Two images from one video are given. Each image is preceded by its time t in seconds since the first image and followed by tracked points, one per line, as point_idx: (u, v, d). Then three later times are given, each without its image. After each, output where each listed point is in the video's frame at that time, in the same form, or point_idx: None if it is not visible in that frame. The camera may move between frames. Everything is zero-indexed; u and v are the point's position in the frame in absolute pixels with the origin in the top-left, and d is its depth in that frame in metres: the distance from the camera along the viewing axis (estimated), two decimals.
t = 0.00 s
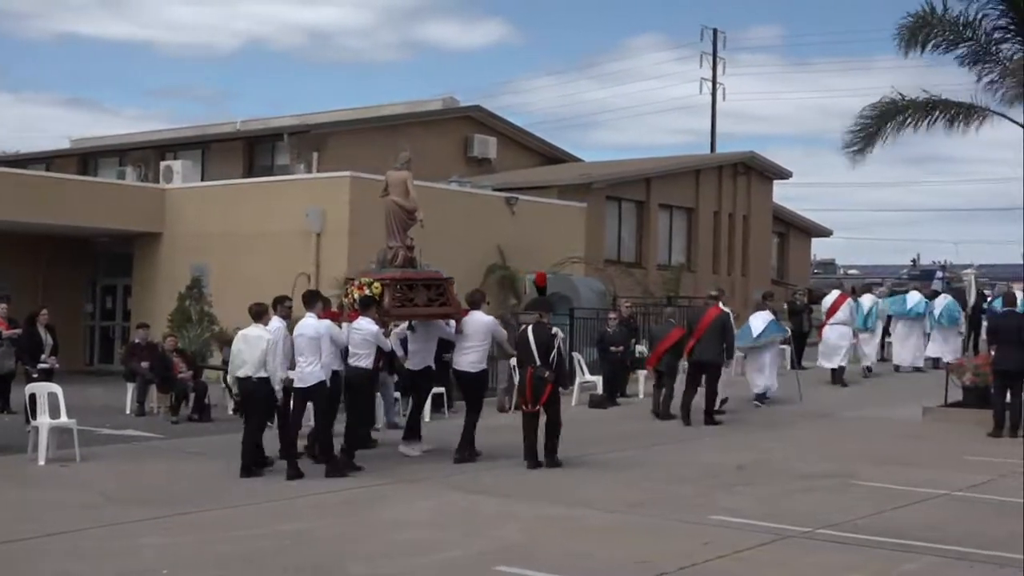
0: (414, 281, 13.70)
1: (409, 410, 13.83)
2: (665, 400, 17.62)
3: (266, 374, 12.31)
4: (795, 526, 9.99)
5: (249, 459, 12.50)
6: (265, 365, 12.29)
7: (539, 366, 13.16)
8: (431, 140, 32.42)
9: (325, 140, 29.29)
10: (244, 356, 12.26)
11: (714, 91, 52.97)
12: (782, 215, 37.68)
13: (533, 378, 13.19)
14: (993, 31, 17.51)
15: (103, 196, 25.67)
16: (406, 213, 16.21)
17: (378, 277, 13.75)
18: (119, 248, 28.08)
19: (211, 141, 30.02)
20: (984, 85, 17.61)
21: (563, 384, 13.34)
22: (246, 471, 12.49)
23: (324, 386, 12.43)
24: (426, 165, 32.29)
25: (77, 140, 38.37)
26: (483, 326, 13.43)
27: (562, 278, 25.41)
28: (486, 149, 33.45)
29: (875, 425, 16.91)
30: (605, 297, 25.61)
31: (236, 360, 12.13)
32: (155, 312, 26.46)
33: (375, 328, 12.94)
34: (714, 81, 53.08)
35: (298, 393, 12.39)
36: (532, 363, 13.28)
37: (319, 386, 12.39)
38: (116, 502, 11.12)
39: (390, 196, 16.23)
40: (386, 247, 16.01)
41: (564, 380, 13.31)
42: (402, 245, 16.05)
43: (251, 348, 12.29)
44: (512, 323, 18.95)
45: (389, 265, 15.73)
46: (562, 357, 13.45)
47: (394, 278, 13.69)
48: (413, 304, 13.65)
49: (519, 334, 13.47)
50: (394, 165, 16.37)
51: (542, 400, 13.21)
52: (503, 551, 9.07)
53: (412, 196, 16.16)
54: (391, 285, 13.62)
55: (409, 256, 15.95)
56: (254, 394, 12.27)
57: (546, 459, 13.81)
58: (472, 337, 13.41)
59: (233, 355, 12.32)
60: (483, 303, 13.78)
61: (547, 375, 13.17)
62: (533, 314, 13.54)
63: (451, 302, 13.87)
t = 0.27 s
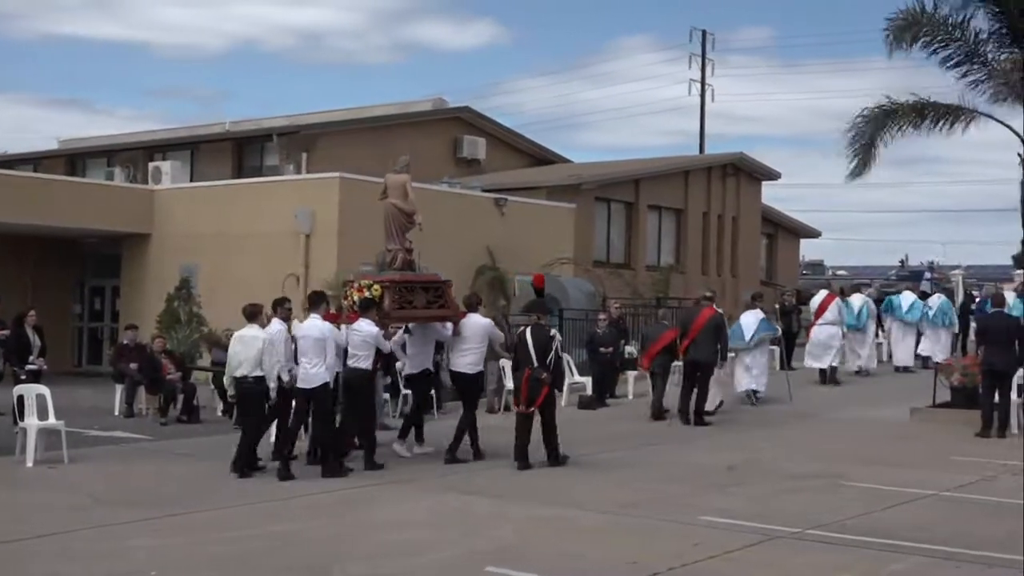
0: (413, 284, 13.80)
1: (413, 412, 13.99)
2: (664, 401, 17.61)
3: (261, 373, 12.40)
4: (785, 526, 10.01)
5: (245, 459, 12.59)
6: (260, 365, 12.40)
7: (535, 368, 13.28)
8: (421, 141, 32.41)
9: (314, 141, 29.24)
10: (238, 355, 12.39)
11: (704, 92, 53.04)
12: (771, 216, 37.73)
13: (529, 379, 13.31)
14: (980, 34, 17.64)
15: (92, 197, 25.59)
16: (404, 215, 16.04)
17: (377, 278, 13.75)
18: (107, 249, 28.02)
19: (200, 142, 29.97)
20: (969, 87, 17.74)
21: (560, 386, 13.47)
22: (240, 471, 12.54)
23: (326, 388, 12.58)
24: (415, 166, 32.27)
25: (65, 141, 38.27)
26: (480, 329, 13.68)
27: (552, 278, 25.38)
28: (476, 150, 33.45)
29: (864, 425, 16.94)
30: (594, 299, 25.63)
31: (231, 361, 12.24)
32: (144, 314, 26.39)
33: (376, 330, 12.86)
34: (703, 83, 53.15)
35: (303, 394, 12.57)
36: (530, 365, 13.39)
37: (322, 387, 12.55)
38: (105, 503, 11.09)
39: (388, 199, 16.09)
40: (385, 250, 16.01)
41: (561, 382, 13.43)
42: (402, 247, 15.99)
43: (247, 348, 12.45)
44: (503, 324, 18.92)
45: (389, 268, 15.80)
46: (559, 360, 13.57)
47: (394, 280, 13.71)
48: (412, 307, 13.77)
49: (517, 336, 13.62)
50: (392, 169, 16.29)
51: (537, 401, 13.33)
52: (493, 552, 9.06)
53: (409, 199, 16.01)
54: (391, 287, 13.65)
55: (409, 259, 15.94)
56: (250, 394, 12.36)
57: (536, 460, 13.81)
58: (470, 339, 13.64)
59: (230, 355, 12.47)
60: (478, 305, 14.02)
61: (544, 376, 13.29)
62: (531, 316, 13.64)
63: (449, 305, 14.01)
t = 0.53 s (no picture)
0: (411, 284, 13.76)
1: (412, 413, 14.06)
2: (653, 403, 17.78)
3: (255, 373, 12.67)
4: (771, 527, 10.04)
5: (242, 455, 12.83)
6: (253, 365, 12.65)
7: (537, 367, 13.28)
8: (407, 142, 32.39)
9: (300, 142, 29.19)
10: (232, 356, 12.65)
11: (690, 93, 53.13)
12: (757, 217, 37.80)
13: (531, 379, 13.29)
14: (967, 34, 17.66)
15: (77, 198, 25.49)
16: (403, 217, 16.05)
17: (376, 278, 13.80)
18: (92, 251, 27.95)
19: (185, 143, 29.91)
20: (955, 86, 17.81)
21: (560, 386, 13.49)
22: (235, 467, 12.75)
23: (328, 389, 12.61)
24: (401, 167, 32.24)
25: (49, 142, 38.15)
26: (476, 329, 13.73)
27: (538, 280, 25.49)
28: (462, 151, 33.44)
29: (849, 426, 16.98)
30: (581, 300, 25.68)
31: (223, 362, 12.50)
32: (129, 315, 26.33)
33: (376, 331, 12.92)
34: (689, 84, 53.24)
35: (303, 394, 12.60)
36: (530, 364, 13.39)
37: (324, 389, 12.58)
38: (90, 505, 11.07)
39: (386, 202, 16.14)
40: (383, 251, 16.06)
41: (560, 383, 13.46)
42: (399, 249, 16.03)
43: (240, 349, 12.66)
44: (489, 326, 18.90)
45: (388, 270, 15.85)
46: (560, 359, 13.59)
47: (393, 280, 13.73)
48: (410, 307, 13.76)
49: (516, 336, 13.61)
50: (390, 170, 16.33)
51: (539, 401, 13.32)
52: (480, 553, 9.05)
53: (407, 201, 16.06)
54: (390, 288, 13.69)
55: (407, 260, 15.99)
56: (245, 392, 12.70)
57: (522, 462, 13.80)
58: (467, 340, 13.73)
59: (224, 354, 12.70)
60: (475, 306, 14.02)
61: (546, 376, 13.30)
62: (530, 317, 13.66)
63: (447, 305, 13.96)
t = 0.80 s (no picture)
0: (402, 285, 13.86)
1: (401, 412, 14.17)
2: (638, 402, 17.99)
3: (247, 377, 12.79)
4: (750, 528, 10.06)
5: (257, 458, 13.07)
6: (245, 369, 12.80)
7: (528, 368, 13.38)
8: (387, 144, 32.39)
9: (280, 144, 29.13)
10: (223, 360, 12.82)
11: (670, 95, 53.27)
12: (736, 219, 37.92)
13: (523, 380, 13.40)
14: (943, 36, 17.76)
15: (55, 200, 25.39)
16: (392, 219, 16.32)
17: (368, 280, 13.94)
18: (70, 252, 27.85)
19: (164, 144, 29.84)
20: (931, 89, 17.90)
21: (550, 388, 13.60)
22: (213, 469, 12.76)
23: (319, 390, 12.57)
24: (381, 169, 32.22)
25: (28, 143, 37.99)
26: (468, 330, 13.74)
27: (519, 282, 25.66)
28: (442, 153, 33.45)
29: (828, 428, 17.02)
30: (561, 301, 25.73)
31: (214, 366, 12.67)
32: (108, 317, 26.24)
33: (366, 331, 13.01)
34: (669, 86, 53.36)
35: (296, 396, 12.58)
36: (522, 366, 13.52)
37: (314, 389, 12.54)
38: (68, 508, 11.02)
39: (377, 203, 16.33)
40: (374, 252, 16.44)
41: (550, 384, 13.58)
42: (391, 250, 16.47)
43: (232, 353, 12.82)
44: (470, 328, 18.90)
45: (379, 271, 16.20)
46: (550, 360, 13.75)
47: (384, 281, 13.87)
48: (401, 308, 13.84)
49: (507, 338, 13.71)
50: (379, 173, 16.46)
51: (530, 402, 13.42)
52: (460, 554, 9.06)
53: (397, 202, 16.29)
54: (381, 288, 13.83)
55: (398, 260, 16.41)
56: (238, 396, 12.74)
57: (502, 463, 13.81)
58: (458, 341, 13.73)
59: (218, 359, 12.89)
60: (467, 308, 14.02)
61: (537, 377, 13.40)
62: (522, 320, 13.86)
63: (438, 306, 13.99)
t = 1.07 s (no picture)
0: (396, 287, 13.85)
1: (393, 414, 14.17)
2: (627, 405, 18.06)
3: (244, 378, 12.82)
4: (734, 529, 10.06)
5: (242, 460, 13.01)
6: (243, 369, 12.82)
7: (516, 370, 13.41)
8: (371, 145, 32.36)
9: (263, 145, 29.06)
10: (221, 361, 12.84)
11: (653, 96, 53.37)
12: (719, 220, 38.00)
13: (511, 381, 13.43)
14: (923, 39, 17.82)
15: (37, 201, 25.28)
16: (387, 221, 16.30)
17: (361, 282, 13.92)
18: (52, 253, 27.73)
19: (147, 144, 29.75)
20: (912, 91, 17.97)
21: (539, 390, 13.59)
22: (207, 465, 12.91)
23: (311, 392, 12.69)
24: (365, 169, 32.18)
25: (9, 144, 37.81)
26: (462, 332, 13.75)
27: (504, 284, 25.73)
28: (426, 154, 33.43)
29: (811, 428, 17.03)
30: (545, 303, 25.73)
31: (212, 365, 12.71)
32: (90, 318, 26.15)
33: (358, 333, 12.99)
34: (653, 87, 53.45)
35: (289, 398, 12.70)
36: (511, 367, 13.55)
37: (307, 392, 12.66)
38: (51, 510, 10.96)
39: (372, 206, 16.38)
40: (368, 254, 16.21)
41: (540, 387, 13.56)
42: (384, 251, 16.20)
43: (230, 353, 12.84)
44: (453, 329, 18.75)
45: (373, 272, 15.92)
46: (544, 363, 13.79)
47: (378, 283, 13.84)
48: (395, 310, 13.80)
49: (499, 339, 13.75)
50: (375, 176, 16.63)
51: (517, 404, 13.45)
52: (444, 556, 9.05)
53: (391, 204, 16.32)
54: (375, 290, 13.79)
55: (392, 263, 16.13)
56: (234, 397, 12.81)
57: (486, 464, 13.80)
58: (454, 342, 13.74)
59: (216, 358, 12.92)
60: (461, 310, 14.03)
61: (525, 379, 13.42)
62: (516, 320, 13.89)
63: (432, 307, 13.99)
